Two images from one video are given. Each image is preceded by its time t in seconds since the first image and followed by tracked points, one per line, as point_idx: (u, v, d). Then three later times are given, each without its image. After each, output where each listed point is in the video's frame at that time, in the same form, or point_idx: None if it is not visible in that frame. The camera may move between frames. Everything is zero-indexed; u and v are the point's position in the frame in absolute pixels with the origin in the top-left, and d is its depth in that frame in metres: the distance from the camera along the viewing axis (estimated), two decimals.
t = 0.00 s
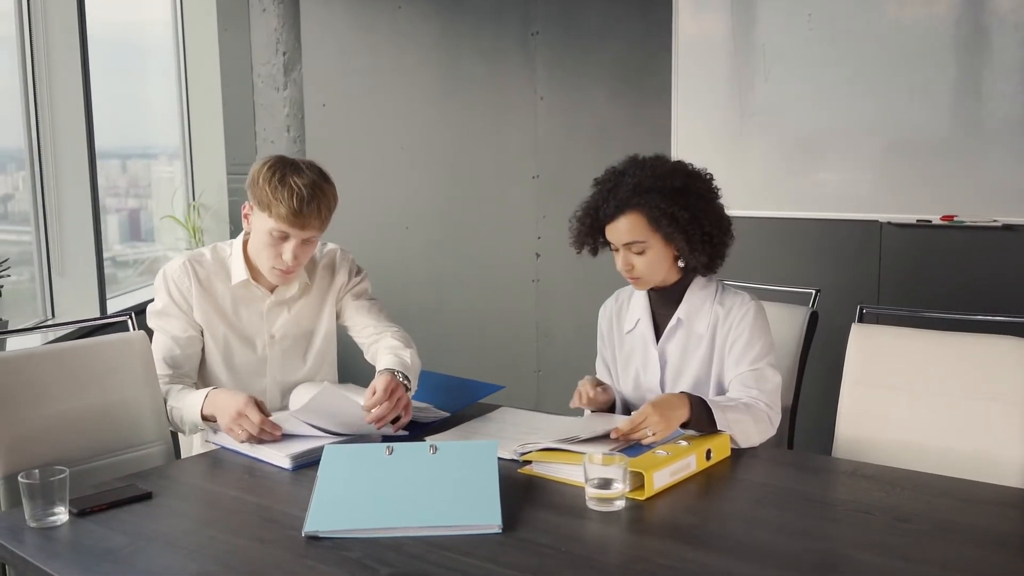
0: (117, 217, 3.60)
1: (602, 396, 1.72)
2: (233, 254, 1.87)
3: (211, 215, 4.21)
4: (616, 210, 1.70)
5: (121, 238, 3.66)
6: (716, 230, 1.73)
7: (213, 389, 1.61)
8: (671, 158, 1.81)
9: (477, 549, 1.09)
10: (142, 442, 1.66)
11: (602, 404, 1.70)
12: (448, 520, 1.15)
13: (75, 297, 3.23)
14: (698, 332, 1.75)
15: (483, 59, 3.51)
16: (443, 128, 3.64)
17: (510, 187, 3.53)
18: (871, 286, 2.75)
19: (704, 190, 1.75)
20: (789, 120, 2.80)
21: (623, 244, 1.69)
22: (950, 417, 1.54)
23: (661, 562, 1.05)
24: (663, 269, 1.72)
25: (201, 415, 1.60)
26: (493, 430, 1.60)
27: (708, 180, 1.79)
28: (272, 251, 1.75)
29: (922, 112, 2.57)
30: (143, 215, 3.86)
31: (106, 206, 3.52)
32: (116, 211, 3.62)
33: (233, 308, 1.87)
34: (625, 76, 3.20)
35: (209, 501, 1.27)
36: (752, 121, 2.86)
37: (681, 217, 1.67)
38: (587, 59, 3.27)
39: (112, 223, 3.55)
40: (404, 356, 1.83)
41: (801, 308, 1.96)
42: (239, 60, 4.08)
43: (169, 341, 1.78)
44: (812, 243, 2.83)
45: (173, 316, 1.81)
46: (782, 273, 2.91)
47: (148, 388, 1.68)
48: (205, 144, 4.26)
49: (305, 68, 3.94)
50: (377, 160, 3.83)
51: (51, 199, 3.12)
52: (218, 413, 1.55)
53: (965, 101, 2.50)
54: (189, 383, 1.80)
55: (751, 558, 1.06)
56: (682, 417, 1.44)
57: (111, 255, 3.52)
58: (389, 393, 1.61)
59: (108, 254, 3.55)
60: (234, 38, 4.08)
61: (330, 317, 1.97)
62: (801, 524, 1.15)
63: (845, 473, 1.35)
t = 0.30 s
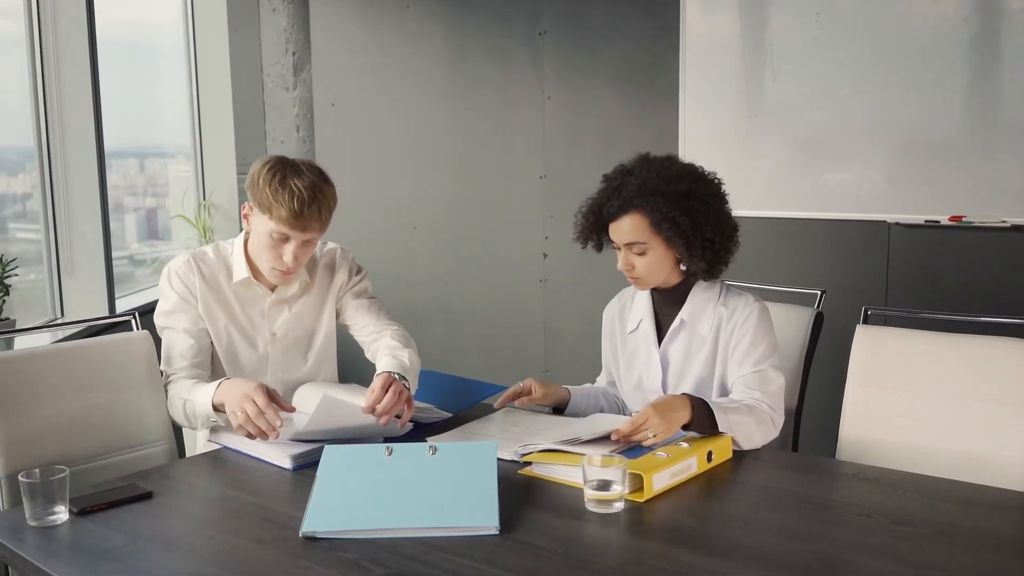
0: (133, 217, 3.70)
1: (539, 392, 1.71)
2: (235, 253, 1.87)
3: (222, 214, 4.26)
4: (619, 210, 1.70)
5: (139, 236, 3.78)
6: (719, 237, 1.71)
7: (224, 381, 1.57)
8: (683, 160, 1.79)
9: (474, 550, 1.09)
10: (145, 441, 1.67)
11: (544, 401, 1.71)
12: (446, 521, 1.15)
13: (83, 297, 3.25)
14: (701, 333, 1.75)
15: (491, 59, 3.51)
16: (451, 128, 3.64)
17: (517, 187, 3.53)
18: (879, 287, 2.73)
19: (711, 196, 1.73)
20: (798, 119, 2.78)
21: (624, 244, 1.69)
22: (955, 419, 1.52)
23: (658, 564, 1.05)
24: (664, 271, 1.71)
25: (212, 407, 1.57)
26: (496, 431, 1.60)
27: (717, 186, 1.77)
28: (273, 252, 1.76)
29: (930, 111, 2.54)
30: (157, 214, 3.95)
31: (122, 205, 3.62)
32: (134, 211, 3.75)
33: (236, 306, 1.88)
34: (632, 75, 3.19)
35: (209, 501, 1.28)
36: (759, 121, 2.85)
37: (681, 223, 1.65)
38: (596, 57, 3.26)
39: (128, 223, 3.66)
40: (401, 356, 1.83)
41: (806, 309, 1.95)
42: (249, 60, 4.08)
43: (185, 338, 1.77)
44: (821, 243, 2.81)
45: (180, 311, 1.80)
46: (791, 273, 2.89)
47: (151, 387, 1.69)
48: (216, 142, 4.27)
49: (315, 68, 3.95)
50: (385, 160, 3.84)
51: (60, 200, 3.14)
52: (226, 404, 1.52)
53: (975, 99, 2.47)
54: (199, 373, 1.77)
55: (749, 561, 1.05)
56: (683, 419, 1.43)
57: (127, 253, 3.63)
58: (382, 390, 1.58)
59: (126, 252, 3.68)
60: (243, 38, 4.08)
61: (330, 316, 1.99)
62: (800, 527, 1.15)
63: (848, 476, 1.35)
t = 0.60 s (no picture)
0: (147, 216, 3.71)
1: (528, 395, 1.73)
2: (234, 253, 1.88)
3: (228, 213, 4.17)
4: (618, 211, 1.69)
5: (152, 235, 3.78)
6: (718, 239, 1.70)
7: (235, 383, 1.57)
8: (686, 161, 1.78)
9: (467, 552, 1.08)
10: (143, 441, 1.67)
11: (532, 405, 1.73)
12: (440, 522, 1.14)
13: (89, 297, 3.25)
14: (700, 334, 1.74)
15: (497, 59, 3.50)
16: (455, 128, 3.64)
17: (522, 187, 3.52)
18: (884, 287, 2.72)
19: (711, 199, 1.72)
20: (804, 119, 2.76)
21: (623, 245, 1.68)
22: (956, 422, 1.51)
23: (651, 567, 1.05)
24: (663, 272, 1.70)
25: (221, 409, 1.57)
26: (495, 431, 1.59)
27: (718, 188, 1.76)
28: (272, 252, 1.76)
29: (935, 110, 2.53)
30: (172, 213, 3.97)
31: (135, 203, 3.63)
32: (149, 210, 3.77)
33: (235, 306, 1.89)
34: (636, 75, 3.19)
35: (204, 501, 1.28)
36: (762, 120, 2.84)
37: (681, 225, 1.65)
38: (600, 57, 3.26)
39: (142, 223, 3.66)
40: (394, 356, 1.83)
41: (808, 310, 1.94)
42: (255, 60, 4.09)
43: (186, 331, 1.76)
44: (826, 243, 2.80)
45: (181, 309, 1.80)
46: (796, 274, 2.88)
47: (150, 387, 1.69)
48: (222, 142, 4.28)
49: (321, 67, 3.95)
50: (390, 160, 3.84)
51: (65, 201, 3.16)
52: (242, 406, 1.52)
53: (981, 97, 2.45)
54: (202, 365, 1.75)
55: (742, 564, 1.05)
56: (681, 420, 1.43)
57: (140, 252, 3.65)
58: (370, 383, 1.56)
59: (140, 251, 3.70)
60: (250, 38, 4.08)
61: (329, 316, 2.00)
62: (795, 530, 1.14)
63: (846, 478, 1.34)
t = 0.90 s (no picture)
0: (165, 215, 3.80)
1: (527, 395, 1.75)
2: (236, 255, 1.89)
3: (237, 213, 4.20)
4: (618, 211, 1.68)
5: (170, 235, 3.87)
6: (719, 241, 1.69)
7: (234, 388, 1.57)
8: (688, 162, 1.77)
9: (461, 555, 1.08)
10: (145, 441, 1.67)
11: (530, 405, 1.75)
12: (435, 524, 1.14)
13: (96, 296, 3.27)
14: (702, 336, 1.73)
15: (504, 59, 3.50)
16: (462, 128, 3.64)
17: (528, 187, 3.52)
18: (891, 288, 2.70)
19: (713, 200, 1.71)
20: (812, 118, 2.74)
21: (624, 245, 1.68)
22: (959, 423, 1.49)
23: (646, 571, 1.04)
24: (664, 273, 1.70)
25: (220, 413, 1.56)
26: (495, 432, 1.59)
27: (721, 189, 1.75)
28: (274, 251, 1.77)
29: (944, 109, 2.50)
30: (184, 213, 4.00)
31: (154, 203, 3.72)
32: (167, 210, 3.86)
33: (236, 308, 1.89)
34: (643, 74, 3.17)
35: (202, 502, 1.28)
36: (769, 120, 2.82)
37: (681, 227, 1.64)
38: (607, 56, 3.24)
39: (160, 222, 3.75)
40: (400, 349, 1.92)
41: (812, 311, 1.93)
42: (264, 61, 4.09)
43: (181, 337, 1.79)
44: (833, 243, 2.78)
45: (181, 314, 1.82)
46: (804, 274, 2.86)
47: (152, 387, 1.69)
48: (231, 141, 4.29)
49: (329, 67, 3.96)
50: (397, 160, 3.84)
51: (73, 200, 3.17)
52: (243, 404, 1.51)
53: (991, 96, 2.42)
54: (198, 373, 1.76)
55: (738, 569, 1.04)
56: (682, 422, 1.42)
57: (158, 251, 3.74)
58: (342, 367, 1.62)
59: (158, 250, 3.79)
60: (258, 38, 4.09)
61: (331, 314, 2.02)
62: (794, 534, 1.13)
63: (848, 482, 1.33)
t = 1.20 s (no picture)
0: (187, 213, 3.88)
1: (528, 394, 1.75)
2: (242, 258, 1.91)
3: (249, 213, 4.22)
4: (622, 213, 1.68)
5: (188, 234, 3.92)
6: (723, 243, 1.69)
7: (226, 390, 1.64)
8: (692, 164, 1.76)
9: (458, 557, 1.08)
10: (149, 440, 1.68)
11: (531, 404, 1.75)
12: (433, 526, 1.14)
13: (106, 295, 3.28)
14: (706, 338, 1.72)
15: (512, 60, 3.50)
16: (471, 129, 3.64)
17: (537, 188, 3.51)
18: (900, 290, 2.68)
19: (718, 203, 1.70)
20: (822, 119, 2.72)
21: (627, 247, 1.67)
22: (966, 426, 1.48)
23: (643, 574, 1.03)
24: (668, 275, 1.70)
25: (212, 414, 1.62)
26: (498, 434, 1.59)
27: (725, 191, 1.74)
28: (283, 253, 1.78)
29: (955, 109, 2.47)
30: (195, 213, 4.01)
31: (172, 203, 3.79)
32: (183, 210, 3.89)
33: (240, 310, 1.92)
34: (651, 75, 3.16)
35: (202, 501, 1.28)
36: (779, 120, 2.80)
37: (685, 229, 1.64)
38: (616, 56, 3.23)
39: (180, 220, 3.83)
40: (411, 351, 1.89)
41: (818, 313, 1.92)
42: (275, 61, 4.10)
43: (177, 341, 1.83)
44: (843, 245, 2.76)
45: (182, 317, 1.86)
46: (813, 276, 2.85)
47: (156, 386, 1.69)
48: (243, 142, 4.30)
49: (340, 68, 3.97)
50: (407, 160, 3.84)
51: (82, 200, 3.18)
52: (238, 409, 1.55)
53: (1003, 95, 2.39)
54: (197, 381, 1.84)
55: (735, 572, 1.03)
56: (683, 425, 1.41)
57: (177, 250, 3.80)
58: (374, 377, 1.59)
59: (176, 250, 3.84)
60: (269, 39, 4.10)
61: (341, 318, 2.02)
62: (793, 538, 1.13)
63: (850, 486, 1.32)
